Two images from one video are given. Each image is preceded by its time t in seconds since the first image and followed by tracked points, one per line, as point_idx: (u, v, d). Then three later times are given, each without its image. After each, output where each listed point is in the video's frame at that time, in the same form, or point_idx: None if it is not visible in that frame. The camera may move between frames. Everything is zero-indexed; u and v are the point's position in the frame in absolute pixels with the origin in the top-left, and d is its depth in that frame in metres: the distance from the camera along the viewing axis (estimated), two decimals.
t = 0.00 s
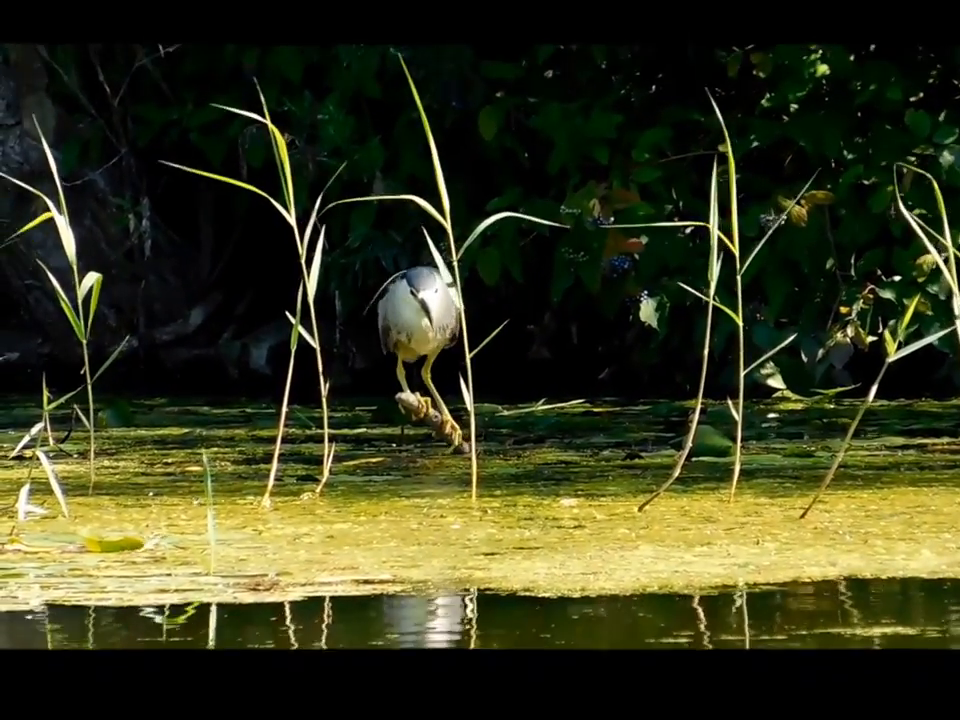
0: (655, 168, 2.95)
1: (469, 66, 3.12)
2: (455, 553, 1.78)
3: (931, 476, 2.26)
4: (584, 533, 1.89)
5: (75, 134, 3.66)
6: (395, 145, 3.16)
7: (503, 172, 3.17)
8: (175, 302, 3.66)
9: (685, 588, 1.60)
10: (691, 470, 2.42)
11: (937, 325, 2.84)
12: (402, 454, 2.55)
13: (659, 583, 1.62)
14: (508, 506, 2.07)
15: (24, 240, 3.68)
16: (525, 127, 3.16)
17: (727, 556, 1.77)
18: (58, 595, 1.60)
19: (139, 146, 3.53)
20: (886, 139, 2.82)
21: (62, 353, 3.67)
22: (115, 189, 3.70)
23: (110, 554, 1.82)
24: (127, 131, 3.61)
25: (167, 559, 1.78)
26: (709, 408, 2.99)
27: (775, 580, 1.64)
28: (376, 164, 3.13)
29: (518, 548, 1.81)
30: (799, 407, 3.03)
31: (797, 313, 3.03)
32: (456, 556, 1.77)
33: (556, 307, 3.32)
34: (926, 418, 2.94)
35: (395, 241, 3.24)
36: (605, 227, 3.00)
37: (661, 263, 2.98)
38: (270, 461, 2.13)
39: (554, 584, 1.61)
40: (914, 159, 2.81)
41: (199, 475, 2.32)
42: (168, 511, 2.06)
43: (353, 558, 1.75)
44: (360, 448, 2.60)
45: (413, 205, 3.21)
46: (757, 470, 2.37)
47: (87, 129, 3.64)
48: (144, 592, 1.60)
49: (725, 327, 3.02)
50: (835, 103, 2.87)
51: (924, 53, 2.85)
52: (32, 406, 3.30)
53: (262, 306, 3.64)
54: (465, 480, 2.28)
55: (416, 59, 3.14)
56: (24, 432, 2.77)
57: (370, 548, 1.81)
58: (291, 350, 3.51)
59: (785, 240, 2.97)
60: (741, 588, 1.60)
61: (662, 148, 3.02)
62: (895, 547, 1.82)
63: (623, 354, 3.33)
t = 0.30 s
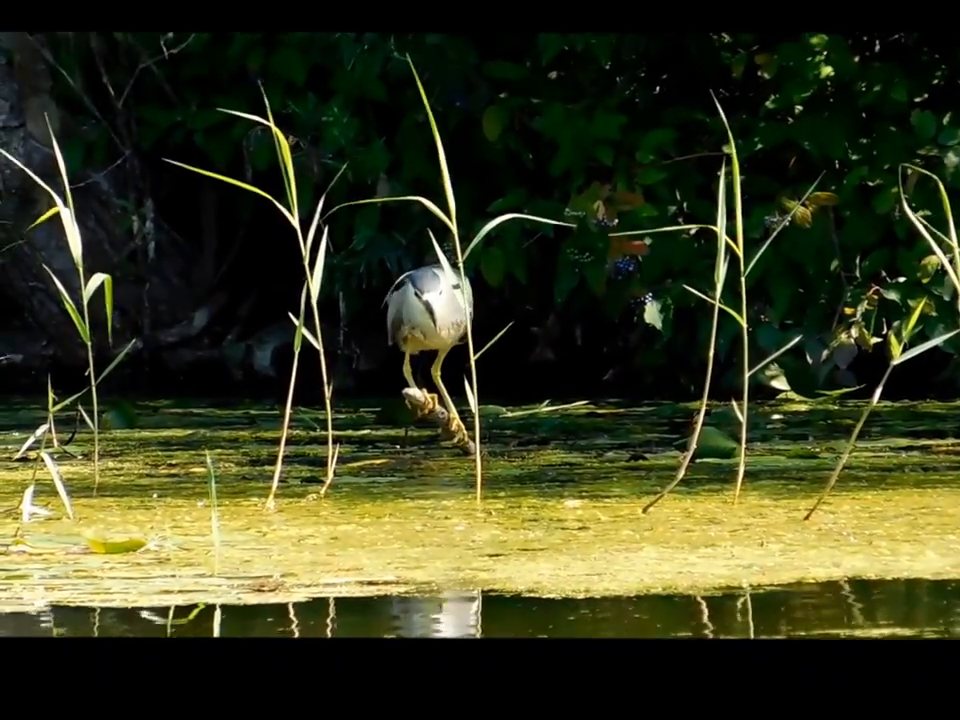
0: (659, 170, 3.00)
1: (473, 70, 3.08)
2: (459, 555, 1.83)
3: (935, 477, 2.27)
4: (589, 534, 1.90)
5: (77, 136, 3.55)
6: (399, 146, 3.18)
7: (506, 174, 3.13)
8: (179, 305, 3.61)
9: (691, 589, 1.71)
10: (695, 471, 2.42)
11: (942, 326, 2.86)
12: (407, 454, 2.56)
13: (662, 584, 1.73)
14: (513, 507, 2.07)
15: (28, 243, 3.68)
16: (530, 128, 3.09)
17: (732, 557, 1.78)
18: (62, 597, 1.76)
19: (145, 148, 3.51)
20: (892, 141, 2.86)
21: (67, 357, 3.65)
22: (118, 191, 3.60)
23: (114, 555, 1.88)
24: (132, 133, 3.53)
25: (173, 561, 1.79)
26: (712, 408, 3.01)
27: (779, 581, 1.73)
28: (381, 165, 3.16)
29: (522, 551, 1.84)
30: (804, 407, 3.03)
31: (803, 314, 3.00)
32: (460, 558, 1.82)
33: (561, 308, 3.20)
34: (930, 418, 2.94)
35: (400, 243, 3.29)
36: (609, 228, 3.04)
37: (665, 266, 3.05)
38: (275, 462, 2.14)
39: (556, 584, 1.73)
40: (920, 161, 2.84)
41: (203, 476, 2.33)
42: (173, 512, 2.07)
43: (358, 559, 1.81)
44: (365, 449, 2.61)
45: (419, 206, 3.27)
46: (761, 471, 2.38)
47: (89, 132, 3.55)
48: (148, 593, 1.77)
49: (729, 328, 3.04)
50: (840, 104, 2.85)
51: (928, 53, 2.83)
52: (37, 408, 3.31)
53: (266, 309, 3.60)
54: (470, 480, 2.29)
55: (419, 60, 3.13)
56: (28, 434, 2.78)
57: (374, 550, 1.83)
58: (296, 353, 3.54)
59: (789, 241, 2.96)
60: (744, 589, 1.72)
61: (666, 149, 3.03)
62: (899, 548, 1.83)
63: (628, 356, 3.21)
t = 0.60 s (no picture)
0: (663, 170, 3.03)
1: (477, 70, 3.02)
2: (443, 571, 2.12)
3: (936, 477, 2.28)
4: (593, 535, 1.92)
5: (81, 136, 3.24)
6: (404, 146, 3.19)
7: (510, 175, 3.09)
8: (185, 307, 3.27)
9: (693, 590, 2.08)
10: (700, 472, 2.43)
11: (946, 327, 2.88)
12: (411, 454, 2.56)
13: (666, 585, 2.09)
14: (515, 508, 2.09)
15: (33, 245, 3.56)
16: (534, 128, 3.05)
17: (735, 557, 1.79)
18: (66, 596, 2.09)
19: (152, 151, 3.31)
20: (896, 142, 2.87)
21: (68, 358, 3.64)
22: (122, 190, 3.29)
23: (119, 554, 2.18)
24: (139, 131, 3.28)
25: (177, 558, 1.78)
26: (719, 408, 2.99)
27: (782, 581, 2.10)
28: (385, 164, 3.17)
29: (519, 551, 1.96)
30: (808, 407, 3.02)
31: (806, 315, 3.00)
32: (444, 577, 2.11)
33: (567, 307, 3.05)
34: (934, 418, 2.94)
35: (406, 243, 3.30)
36: (614, 228, 3.07)
37: (668, 268, 3.10)
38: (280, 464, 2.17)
39: (559, 585, 2.09)
40: (924, 161, 2.85)
41: (208, 477, 2.34)
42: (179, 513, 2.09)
43: (360, 561, 2.12)
44: (370, 449, 2.61)
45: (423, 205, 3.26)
46: (765, 472, 2.39)
47: (94, 131, 3.26)
48: (153, 592, 2.10)
49: (733, 329, 3.06)
50: (844, 104, 2.86)
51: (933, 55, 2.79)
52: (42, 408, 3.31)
53: (273, 309, 3.33)
54: (472, 484, 2.34)
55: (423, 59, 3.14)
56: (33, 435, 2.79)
57: (377, 550, 2.15)
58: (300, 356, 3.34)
59: (794, 240, 2.98)
60: (747, 590, 2.09)
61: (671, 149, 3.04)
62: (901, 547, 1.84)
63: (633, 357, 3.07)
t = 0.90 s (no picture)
0: (667, 168, 2.98)
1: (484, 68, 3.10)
2: (468, 554, 1.78)
3: (942, 476, 2.25)
4: (598, 533, 1.89)
5: (87, 134, 3.62)
6: (407, 146, 3.16)
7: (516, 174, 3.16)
8: (189, 302, 3.66)
9: (700, 588, 1.59)
10: (705, 470, 2.41)
11: (950, 325, 2.83)
12: (415, 453, 2.55)
13: (672, 583, 1.61)
14: (520, 506, 2.07)
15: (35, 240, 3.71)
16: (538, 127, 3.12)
17: (741, 555, 1.77)
18: (71, 595, 1.60)
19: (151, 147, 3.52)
20: (900, 138, 2.83)
21: (76, 353, 3.68)
22: (127, 189, 3.69)
23: (123, 553, 1.82)
24: (139, 130, 3.55)
25: (181, 559, 1.78)
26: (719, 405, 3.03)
27: (788, 580, 1.64)
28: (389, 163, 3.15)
29: (531, 549, 1.81)
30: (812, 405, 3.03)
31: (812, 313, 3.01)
32: (470, 556, 1.76)
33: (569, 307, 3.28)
34: (938, 417, 2.93)
35: (408, 240, 3.25)
36: (617, 225, 3.02)
37: (673, 264, 3.01)
38: (284, 461, 2.14)
39: (566, 583, 1.61)
40: (928, 157, 2.81)
41: (212, 474, 2.33)
42: (182, 511, 2.07)
43: (364, 559, 1.75)
44: (373, 448, 2.59)
45: (426, 202, 3.21)
46: (770, 470, 2.37)
47: (99, 128, 3.61)
48: (157, 591, 1.61)
49: (738, 328, 3.03)
50: (848, 102, 2.85)
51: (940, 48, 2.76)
52: (46, 406, 3.31)
53: (276, 306, 3.65)
54: (479, 479, 2.28)
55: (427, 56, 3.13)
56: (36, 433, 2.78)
57: (382, 548, 1.80)
58: (304, 350, 3.55)
59: (799, 238, 2.96)
60: (754, 587, 1.61)
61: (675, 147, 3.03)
62: (909, 547, 1.82)
63: (635, 354, 3.29)
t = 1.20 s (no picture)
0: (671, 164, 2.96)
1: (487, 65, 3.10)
2: (472, 552, 1.78)
3: (947, 473, 2.25)
4: (603, 530, 1.89)
5: (91, 131, 3.63)
6: (410, 143, 3.15)
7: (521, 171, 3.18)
8: (192, 300, 3.69)
9: (704, 585, 1.59)
10: (709, 467, 2.41)
11: (954, 322, 2.84)
12: (419, 451, 2.54)
13: (676, 581, 1.61)
14: (525, 503, 2.07)
15: (40, 238, 3.70)
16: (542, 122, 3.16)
17: (745, 553, 1.77)
18: (75, 592, 1.60)
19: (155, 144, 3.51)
20: (904, 135, 2.81)
21: (80, 350, 3.70)
22: (131, 185, 3.71)
23: (127, 551, 1.82)
24: (144, 127, 3.57)
25: (185, 557, 1.78)
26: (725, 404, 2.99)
27: (793, 577, 1.63)
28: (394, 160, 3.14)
29: (535, 546, 1.81)
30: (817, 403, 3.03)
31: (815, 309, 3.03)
32: (474, 554, 1.76)
33: (575, 306, 3.32)
34: (942, 414, 2.92)
35: (412, 237, 3.23)
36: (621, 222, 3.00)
37: (678, 260, 3.00)
38: (288, 458, 2.13)
39: (572, 581, 1.61)
40: (932, 154, 2.79)
41: (216, 472, 2.33)
42: (186, 508, 2.07)
43: (369, 557, 1.74)
44: (377, 446, 2.60)
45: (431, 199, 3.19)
46: (774, 467, 2.37)
47: (103, 126, 3.62)
48: (162, 589, 1.60)
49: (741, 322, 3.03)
50: (852, 99, 2.82)
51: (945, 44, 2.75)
52: (49, 403, 3.31)
53: (279, 305, 3.65)
54: (483, 477, 2.28)
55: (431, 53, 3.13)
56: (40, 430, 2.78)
57: (386, 545, 1.80)
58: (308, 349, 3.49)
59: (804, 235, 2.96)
60: (758, 585, 1.60)
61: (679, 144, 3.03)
62: (913, 544, 1.81)
63: (640, 352, 3.33)
